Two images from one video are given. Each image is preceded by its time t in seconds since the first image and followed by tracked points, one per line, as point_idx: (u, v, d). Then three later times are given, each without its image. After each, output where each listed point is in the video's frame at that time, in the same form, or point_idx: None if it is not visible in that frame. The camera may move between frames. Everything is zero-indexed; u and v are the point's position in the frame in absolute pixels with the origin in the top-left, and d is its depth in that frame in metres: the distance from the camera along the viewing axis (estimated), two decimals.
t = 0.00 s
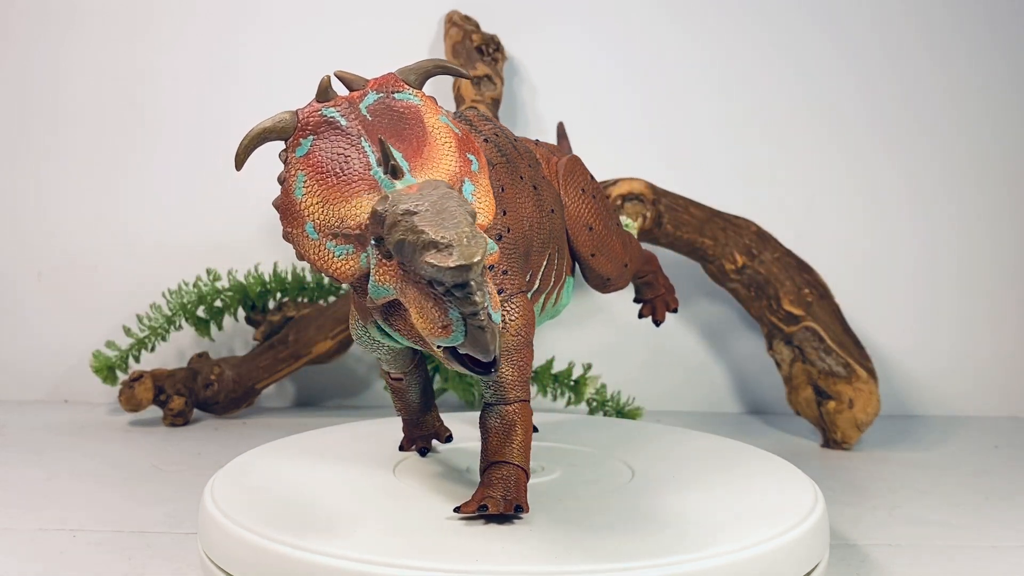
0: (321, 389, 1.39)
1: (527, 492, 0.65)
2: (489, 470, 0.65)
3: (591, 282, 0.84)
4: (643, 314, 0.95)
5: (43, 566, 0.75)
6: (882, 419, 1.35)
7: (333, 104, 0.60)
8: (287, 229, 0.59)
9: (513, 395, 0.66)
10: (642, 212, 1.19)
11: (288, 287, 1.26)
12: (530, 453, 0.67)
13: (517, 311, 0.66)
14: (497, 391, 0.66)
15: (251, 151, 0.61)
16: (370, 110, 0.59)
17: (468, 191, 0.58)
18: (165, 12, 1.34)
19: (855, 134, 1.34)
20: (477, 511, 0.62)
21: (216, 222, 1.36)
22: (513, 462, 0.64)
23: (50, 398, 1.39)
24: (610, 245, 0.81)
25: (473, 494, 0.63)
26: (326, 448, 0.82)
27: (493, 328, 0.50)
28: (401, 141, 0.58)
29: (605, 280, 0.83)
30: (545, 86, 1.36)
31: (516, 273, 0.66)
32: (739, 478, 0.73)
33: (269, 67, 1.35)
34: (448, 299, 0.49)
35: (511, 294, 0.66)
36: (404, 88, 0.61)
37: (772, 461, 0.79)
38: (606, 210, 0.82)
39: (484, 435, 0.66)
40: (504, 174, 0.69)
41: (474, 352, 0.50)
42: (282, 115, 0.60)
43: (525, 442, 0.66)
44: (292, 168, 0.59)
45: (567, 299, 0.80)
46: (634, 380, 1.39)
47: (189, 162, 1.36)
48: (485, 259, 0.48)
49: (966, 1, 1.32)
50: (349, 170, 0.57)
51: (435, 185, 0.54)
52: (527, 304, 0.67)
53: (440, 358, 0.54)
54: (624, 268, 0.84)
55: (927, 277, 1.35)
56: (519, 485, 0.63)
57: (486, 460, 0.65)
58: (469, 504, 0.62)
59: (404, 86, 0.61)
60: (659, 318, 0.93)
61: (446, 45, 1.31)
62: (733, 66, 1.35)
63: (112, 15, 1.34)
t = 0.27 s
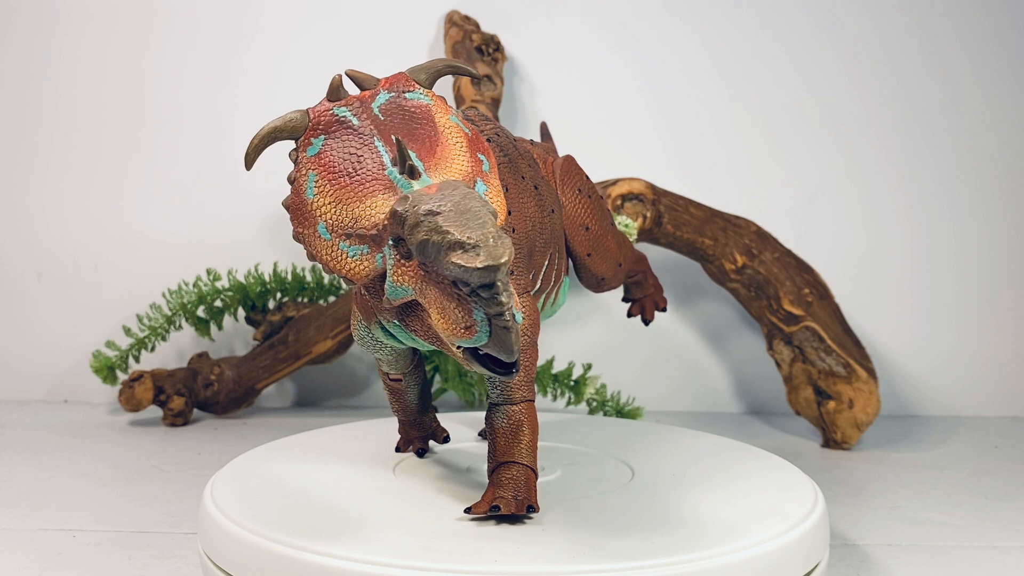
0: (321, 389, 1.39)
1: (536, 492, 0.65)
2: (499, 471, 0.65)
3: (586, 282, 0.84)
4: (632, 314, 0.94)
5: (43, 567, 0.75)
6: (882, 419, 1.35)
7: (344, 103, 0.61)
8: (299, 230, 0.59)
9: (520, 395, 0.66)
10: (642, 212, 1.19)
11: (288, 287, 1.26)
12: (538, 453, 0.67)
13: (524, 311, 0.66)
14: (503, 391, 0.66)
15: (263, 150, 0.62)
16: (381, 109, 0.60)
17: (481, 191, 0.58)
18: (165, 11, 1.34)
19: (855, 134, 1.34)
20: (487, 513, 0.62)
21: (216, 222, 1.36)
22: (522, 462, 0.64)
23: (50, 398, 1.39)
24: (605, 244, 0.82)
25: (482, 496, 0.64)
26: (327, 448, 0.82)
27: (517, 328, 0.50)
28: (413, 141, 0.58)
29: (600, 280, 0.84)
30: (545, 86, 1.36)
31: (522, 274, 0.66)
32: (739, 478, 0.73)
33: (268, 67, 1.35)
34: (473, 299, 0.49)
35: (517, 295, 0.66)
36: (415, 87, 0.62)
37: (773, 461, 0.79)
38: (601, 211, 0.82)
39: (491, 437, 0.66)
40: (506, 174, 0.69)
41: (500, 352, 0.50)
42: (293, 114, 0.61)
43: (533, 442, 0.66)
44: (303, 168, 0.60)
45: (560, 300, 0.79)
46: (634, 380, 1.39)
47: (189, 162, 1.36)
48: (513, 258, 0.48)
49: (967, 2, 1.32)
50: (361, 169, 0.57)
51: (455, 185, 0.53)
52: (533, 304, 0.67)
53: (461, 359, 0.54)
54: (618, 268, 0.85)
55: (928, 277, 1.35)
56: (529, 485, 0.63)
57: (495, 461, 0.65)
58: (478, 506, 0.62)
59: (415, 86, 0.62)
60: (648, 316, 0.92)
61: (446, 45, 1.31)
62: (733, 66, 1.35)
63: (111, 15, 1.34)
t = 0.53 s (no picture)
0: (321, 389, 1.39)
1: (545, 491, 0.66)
2: (508, 470, 0.65)
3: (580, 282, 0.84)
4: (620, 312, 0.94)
5: (43, 566, 0.75)
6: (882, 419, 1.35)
7: (356, 103, 0.61)
8: (311, 231, 0.59)
9: (525, 395, 0.67)
10: (642, 212, 1.18)
11: (288, 287, 1.26)
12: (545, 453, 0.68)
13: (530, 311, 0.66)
14: (509, 391, 0.67)
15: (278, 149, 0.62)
16: (394, 108, 0.60)
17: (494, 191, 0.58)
18: (165, 11, 1.34)
19: (855, 134, 1.34)
20: (499, 513, 0.62)
21: (217, 222, 1.36)
22: (531, 462, 0.65)
23: (50, 398, 1.39)
24: (600, 244, 0.82)
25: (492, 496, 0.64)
26: (326, 448, 0.82)
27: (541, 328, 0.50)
28: (427, 141, 0.59)
29: (594, 279, 0.84)
30: (544, 86, 1.36)
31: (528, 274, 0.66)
32: (740, 478, 0.73)
33: (268, 68, 1.35)
34: (498, 300, 0.49)
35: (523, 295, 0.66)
36: (427, 87, 0.62)
37: (773, 461, 0.79)
38: (596, 210, 0.83)
39: (498, 437, 0.67)
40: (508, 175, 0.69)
41: (523, 352, 0.50)
42: (305, 114, 0.61)
43: (540, 442, 0.67)
44: (315, 168, 0.60)
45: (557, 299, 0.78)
46: (634, 380, 1.39)
47: (189, 162, 1.36)
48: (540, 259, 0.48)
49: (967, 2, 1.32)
50: (374, 169, 0.57)
51: (474, 185, 0.53)
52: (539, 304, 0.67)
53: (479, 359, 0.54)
54: (612, 268, 0.85)
55: (928, 277, 1.35)
56: (539, 484, 0.64)
57: (503, 461, 0.66)
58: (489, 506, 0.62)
59: (426, 86, 0.62)
60: (637, 316, 0.93)
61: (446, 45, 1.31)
62: (733, 66, 1.35)
63: (111, 14, 1.34)
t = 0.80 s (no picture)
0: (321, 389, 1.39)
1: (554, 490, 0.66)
2: (517, 471, 0.65)
3: (573, 281, 0.85)
4: (609, 312, 0.94)
5: (43, 566, 0.75)
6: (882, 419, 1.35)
7: (369, 103, 0.62)
8: (323, 232, 0.59)
9: (532, 396, 0.67)
10: (642, 212, 1.18)
11: (288, 287, 1.26)
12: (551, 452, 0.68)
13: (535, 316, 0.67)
14: (517, 391, 0.67)
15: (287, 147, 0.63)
16: (406, 107, 0.62)
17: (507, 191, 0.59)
18: (166, 11, 1.34)
19: (855, 134, 1.34)
20: (509, 513, 0.62)
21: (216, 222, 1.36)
22: (540, 461, 0.66)
23: (50, 398, 1.39)
24: (595, 244, 0.82)
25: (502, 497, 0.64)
26: (326, 449, 0.82)
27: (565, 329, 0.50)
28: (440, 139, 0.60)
29: (588, 279, 0.84)
30: (544, 86, 1.36)
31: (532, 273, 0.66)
32: (739, 478, 0.74)
33: (268, 67, 1.35)
34: (523, 300, 0.49)
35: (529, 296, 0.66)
36: (438, 87, 0.65)
37: (773, 461, 0.79)
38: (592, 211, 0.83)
39: (505, 438, 0.67)
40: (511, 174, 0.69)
41: (546, 353, 0.50)
42: (318, 113, 0.62)
43: (546, 441, 0.67)
44: (327, 168, 0.61)
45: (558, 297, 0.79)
46: (634, 380, 1.39)
47: (190, 161, 1.36)
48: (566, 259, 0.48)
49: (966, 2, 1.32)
50: (387, 168, 0.58)
51: (495, 185, 0.53)
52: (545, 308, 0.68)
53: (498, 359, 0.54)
54: (606, 268, 0.86)
55: (928, 277, 1.35)
56: (549, 484, 0.64)
57: (512, 461, 0.66)
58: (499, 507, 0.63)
59: (438, 87, 0.64)
60: (626, 315, 0.92)
61: (446, 45, 1.31)
62: (732, 67, 1.35)
63: (111, 14, 1.34)
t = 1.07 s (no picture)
0: (322, 389, 1.39)
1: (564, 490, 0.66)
2: (527, 471, 0.65)
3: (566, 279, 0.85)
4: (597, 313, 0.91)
5: (43, 566, 0.75)
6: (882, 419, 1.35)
7: (383, 103, 0.64)
8: (338, 232, 0.61)
9: (538, 396, 0.68)
10: (642, 212, 1.18)
11: (288, 287, 1.26)
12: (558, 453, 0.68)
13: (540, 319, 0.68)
14: (522, 391, 0.68)
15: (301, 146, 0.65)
16: (420, 107, 0.64)
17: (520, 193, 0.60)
18: (166, 12, 1.34)
19: (856, 134, 1.34)
20: (520, 513, 0.62)
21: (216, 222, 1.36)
22: (550, 461, 0.66)
23: (50, 398, 1.39)
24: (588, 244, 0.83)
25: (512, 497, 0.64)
26: (326, 449, 0.82)
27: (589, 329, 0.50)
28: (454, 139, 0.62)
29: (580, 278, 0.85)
30: (545, 86, 1.36)
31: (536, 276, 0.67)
32: (739, 477, 0.74)
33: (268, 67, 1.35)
34: (549, 301, 0.48)
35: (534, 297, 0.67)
36: (450, 87, 0.66)
37: (773, 461, 0.79)
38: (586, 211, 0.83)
39: (513, 439, 0.67)
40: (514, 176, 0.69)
41: (571, 354, 0.50)
42: (331, 113, 0.64)
43: (553, 441, 0.68)
44: (342, 168, 0.63)
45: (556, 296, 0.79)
46: (634, 380, 1.39)
47: (190, 161, 1.36)
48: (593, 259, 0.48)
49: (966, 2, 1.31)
50: (402, 168, 0.60)
51: (515, 185, 0.53)
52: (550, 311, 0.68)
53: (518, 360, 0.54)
54: (599, 267, 0.87)
55: (928, 277, 1.35)
56: (559, 484, 0.65)
57: (522, 462, 0.66)
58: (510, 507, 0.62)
59: (450, 87, 0.66)
60: (614, 315, 0.90)
61: (446, 45, 1.31)
62: (732, 67, 1.35)
63: (111, 14, 1.34)
